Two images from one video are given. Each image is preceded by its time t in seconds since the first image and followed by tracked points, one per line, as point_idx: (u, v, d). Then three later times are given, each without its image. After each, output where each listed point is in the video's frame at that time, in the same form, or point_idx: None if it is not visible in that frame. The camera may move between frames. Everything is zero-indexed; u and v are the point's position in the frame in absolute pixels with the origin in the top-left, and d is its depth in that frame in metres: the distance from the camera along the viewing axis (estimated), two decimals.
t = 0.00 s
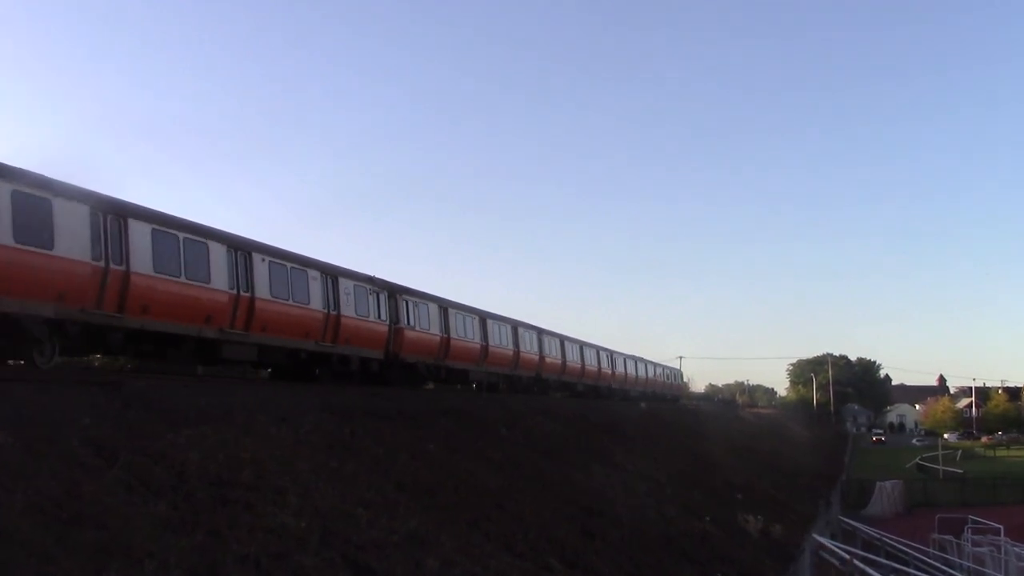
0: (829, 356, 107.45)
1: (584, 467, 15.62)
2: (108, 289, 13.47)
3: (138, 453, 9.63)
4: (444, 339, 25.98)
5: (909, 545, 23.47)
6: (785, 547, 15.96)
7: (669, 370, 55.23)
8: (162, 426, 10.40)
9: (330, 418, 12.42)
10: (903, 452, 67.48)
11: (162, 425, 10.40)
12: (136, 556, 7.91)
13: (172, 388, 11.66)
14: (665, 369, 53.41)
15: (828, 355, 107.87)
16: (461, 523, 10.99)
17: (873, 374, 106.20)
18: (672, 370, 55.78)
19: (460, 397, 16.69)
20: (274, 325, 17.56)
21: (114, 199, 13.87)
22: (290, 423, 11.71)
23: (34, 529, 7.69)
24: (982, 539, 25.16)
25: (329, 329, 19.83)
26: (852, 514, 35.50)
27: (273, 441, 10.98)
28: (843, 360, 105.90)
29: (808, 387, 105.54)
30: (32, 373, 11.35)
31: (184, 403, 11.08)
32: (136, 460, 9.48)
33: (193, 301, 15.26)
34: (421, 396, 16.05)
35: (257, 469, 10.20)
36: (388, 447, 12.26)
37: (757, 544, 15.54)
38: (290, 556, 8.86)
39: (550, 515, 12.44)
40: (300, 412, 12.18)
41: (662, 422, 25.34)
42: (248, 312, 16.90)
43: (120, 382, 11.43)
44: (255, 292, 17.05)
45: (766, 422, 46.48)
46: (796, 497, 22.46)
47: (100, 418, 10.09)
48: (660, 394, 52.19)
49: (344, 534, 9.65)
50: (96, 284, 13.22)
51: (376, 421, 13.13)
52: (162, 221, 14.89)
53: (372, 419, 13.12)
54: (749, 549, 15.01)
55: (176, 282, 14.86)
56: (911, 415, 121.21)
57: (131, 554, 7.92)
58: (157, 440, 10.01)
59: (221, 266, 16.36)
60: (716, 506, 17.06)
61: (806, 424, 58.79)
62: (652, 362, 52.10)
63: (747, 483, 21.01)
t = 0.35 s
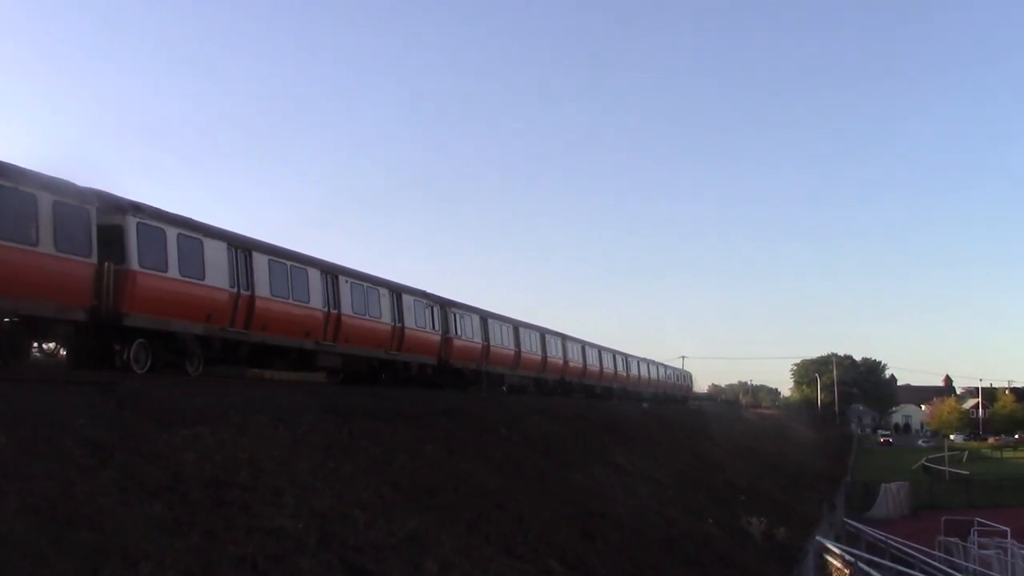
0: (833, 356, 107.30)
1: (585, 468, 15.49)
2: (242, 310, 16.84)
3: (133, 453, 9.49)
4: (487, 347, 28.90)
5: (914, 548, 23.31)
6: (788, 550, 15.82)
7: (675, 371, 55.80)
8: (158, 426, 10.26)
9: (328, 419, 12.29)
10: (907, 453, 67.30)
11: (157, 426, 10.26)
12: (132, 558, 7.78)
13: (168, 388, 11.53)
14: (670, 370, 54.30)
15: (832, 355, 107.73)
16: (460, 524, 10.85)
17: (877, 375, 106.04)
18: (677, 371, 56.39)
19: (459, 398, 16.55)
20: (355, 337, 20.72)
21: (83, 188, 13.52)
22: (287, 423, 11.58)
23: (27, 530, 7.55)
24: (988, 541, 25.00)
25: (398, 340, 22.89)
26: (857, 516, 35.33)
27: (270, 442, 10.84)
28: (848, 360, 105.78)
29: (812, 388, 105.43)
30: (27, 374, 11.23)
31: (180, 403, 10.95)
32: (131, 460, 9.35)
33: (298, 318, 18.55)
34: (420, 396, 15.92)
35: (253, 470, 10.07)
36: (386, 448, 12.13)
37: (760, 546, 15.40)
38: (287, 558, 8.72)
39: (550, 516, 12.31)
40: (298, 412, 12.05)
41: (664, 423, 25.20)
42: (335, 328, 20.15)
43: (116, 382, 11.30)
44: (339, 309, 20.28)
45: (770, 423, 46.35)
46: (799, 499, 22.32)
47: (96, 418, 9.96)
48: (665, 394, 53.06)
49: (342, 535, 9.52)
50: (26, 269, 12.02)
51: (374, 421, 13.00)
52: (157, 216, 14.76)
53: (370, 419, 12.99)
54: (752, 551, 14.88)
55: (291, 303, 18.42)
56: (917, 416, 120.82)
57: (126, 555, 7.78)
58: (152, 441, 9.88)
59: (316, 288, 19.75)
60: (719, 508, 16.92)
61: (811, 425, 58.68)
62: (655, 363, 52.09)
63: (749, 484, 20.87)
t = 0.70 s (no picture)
0: (837, 356, 107.16)
1: (587, 469, 15.32)
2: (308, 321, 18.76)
3: (129, 455, 9.35)
4: (524, 355, 31.60)
5: (921, 550, 23.12)
6: (793, 552, 15.67)
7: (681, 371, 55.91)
8: (153, 428, 10.11)
9: (326, 419, 12.12)
10: (914, 454, 67.09)
11: (153, 427, 10.11)
12: (126, 562, 7.62)
13: (164, 389, 11.36)
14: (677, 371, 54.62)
15: (837, 355, 107.54)
16: (460, 527, 10.70)
17: (881, 375, 105.80)
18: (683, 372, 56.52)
19: (458, 398, 16.39)
20: (421, 348, 23.67)
21: (84, 189, 13.42)
22: (285, 425, 11.41)
23: (19, 533, 7.40)
24: (996, 544, 24.79)
25: (455, 351, 25.83)
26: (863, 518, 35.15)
27: (267, 443, 10.68)
28: (854, 360, 105.55)
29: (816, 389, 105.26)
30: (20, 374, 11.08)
31: (176, 404, 10.80)
32: (126, 463, 9.20)
33: (378, 332, 21.63)
34: (419, 396, 15.74)
35: (250, 471, 9.91)
36: (384, 449, 11.96)
37: (764, 549, 15.25)
38: (284, 562, 8.57)
39: (551, 518, 12.16)
40: (296, 413, 11.88)
41: (667, 424, 25.03)
42: (408, 340, 23.15)
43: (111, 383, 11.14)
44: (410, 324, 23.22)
45: (776, 424, 46.19)
46: (804, 500, 22.14)
47: (90, 419, 9.81)
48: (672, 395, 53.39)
49: (340, 538, 9.36)
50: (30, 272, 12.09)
51: (373, 422, 12.85)
52: (147, 213, 14.59)
53: (369, 420, 12.82)
54: (756, 554, 14.73)
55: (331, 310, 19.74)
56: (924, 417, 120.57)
57: (121, 559, 7.63)
58: (147, 442, 9.73)
59: (392, 306, 22.87)
60: (722, 510, 16.76)
61: (817, 426, 58.51)
62: (660, 364, 52.08)
63: (753, 486, 20.71)
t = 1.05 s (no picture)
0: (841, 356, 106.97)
1: (587, 471, 15.17)
2: (301, 321, 18.66)
3: (123, 456, 9.22)
4: (552, 360, 34.33)
5: (926, 553, 22.97)
6: (796, 555, 15.53)
7: (685, 373, 55.81)
8: (148, 429, 9.98)
9: (324, 420, 11.98)
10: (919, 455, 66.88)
11: (147, 428, 9.98)
12: (120, 565, 7.49)
13: (158, 389, 11.22)
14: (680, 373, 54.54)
15: (840, 355, 107.36)
16: (459, 530, 10.56)
17: (886, 375, 105.62)
18: (686, 373, 56.42)
19: (457, 399, 16.25)
20: (419, 348, 23.71)
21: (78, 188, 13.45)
22: (281, 425, 11.27)
23: (11, 535, 7.27)
24: (1002, 547, 24.64)
25: (468, 353, 26.81)
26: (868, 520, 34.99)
27: (263, 445, 10.55)
28: (859, 360, 105.34)
29: (820, 390, 105.09)
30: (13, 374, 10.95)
31: (171, 405, 10.66)
32: (120, 464, 9.06)
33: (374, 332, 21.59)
34: (417, 397, 15.60)
35: (246, 473, 9.78)
36: (382, 450, 11.82)
37: (767, 551, 15.11)
38: (281, 565, 8.44)
39: (551, 520, 12.02)
40: (292, 414, 11.74)
41: (670, 425, 24.88)
42: (405, 340, 23.16)
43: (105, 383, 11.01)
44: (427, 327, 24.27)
45: (781, 425, 46.07)
46: (808, 502, 22.00)
47: (84, 420, 9.68)
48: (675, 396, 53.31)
49: (337, 541, 9.23)
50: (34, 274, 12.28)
51: (371, 423, 12.72)
52: (139, 211, 14.57)
53: (366, 421, 12.68)
54: (759, 557, 14.59)
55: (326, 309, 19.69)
56: (930, 418, 120.32)
57: (115, 562, 7.51)
58: (142, 444, 9.59)
59: (409, 311, 23.87)
60: (725, 512, 16.61)
61: (821, 427, 58.37)
62: (663, 365, 52.01)
63: (756, 488, 20.57)
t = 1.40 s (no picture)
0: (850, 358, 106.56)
1: (589, 475, 14.91)
2: (309, 324, 18.57)
3: (114, 460, 8.97)
4: (573, 365, 35.57)
5: (937, 560, 22.65)
6: (804, 563, 15.26)
7: (693, 375, 55.53)
8: (138, 431, 9.73)
9: (319, 423, 11.72)
10: (927, 460, 66.47)
11: (137, 431, 9.73)
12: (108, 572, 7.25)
13: (149, 391, 10.96)
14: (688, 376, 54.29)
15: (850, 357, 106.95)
16: (457, 536, 10.31)
17: (895, 378, 105.18)
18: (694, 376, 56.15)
19: (457, 402, 15.97)
20: (427, 351, 23.59)
21: (98, 192, 13.63)
22: (275, 428, 11.02)
23: None
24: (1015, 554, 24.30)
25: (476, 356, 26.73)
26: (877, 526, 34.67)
27: (256, 448, 10.29)
28: (869, 363, 104.92)
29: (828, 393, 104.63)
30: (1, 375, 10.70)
31: (162, 407, 10.41)
32: (109, 468, 8.81)
33: (381, 335, 21.46)
34: (415, 399, 15.33)
35: (239, 477, 9.53)
36: (378, 454, 11.56)
37: (774, 559, 14.84)
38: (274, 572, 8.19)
39: (552, 526, 11.76)
40: (286, 416, 11.49)
41: (675, 429, 24.60)
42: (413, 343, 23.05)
43: (95, 385, 10.76)
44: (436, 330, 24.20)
45: (789, 429, 45.74)
46: (816, 508, 21.70)
47: (73, 423, 9.43)
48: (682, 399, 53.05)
49: (332, 547, 8.98)
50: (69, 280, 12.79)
51: (367, 426, 12.47)
52: (152, 214, 14.61)
53: (362, 424, 12.42)
54: (766, 564, 14.32)
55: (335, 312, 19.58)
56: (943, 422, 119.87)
57: (102, 569, 7.26)
58: (133, 446, 9.35)
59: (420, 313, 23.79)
60: (731, 518, 16.34)
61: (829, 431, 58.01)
62: (671, 368, 51.75)
63: (763, 493, 20.29)
